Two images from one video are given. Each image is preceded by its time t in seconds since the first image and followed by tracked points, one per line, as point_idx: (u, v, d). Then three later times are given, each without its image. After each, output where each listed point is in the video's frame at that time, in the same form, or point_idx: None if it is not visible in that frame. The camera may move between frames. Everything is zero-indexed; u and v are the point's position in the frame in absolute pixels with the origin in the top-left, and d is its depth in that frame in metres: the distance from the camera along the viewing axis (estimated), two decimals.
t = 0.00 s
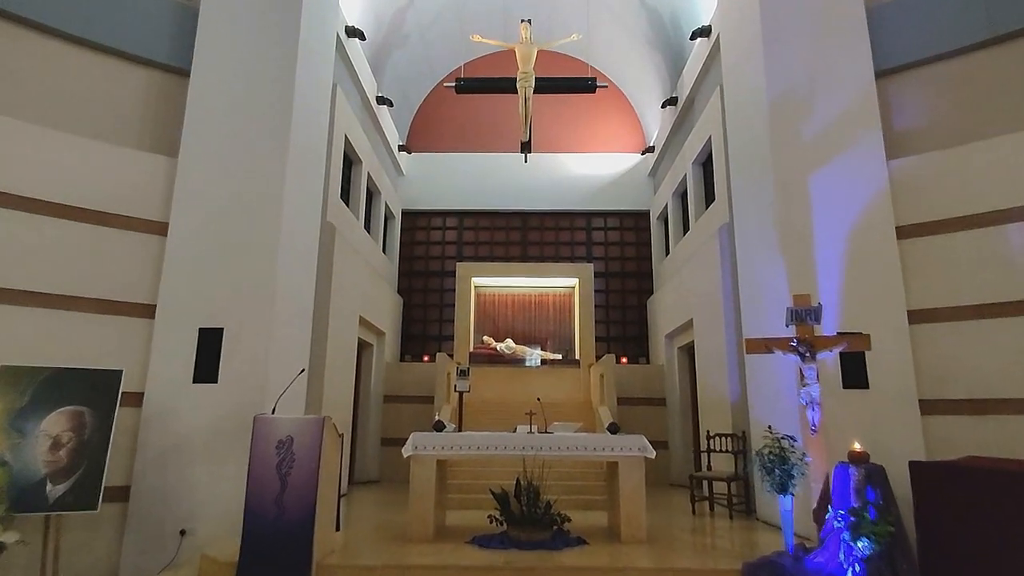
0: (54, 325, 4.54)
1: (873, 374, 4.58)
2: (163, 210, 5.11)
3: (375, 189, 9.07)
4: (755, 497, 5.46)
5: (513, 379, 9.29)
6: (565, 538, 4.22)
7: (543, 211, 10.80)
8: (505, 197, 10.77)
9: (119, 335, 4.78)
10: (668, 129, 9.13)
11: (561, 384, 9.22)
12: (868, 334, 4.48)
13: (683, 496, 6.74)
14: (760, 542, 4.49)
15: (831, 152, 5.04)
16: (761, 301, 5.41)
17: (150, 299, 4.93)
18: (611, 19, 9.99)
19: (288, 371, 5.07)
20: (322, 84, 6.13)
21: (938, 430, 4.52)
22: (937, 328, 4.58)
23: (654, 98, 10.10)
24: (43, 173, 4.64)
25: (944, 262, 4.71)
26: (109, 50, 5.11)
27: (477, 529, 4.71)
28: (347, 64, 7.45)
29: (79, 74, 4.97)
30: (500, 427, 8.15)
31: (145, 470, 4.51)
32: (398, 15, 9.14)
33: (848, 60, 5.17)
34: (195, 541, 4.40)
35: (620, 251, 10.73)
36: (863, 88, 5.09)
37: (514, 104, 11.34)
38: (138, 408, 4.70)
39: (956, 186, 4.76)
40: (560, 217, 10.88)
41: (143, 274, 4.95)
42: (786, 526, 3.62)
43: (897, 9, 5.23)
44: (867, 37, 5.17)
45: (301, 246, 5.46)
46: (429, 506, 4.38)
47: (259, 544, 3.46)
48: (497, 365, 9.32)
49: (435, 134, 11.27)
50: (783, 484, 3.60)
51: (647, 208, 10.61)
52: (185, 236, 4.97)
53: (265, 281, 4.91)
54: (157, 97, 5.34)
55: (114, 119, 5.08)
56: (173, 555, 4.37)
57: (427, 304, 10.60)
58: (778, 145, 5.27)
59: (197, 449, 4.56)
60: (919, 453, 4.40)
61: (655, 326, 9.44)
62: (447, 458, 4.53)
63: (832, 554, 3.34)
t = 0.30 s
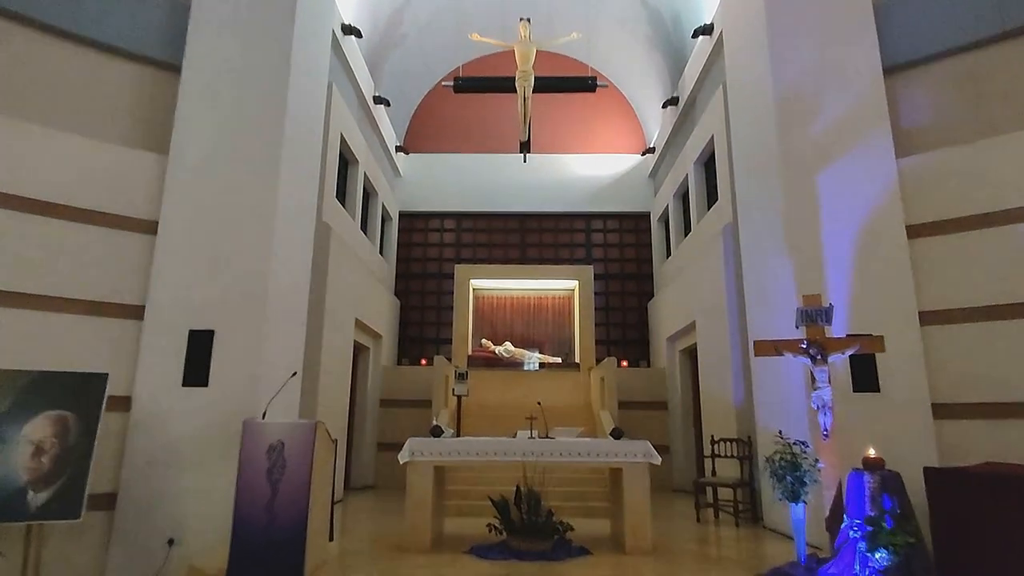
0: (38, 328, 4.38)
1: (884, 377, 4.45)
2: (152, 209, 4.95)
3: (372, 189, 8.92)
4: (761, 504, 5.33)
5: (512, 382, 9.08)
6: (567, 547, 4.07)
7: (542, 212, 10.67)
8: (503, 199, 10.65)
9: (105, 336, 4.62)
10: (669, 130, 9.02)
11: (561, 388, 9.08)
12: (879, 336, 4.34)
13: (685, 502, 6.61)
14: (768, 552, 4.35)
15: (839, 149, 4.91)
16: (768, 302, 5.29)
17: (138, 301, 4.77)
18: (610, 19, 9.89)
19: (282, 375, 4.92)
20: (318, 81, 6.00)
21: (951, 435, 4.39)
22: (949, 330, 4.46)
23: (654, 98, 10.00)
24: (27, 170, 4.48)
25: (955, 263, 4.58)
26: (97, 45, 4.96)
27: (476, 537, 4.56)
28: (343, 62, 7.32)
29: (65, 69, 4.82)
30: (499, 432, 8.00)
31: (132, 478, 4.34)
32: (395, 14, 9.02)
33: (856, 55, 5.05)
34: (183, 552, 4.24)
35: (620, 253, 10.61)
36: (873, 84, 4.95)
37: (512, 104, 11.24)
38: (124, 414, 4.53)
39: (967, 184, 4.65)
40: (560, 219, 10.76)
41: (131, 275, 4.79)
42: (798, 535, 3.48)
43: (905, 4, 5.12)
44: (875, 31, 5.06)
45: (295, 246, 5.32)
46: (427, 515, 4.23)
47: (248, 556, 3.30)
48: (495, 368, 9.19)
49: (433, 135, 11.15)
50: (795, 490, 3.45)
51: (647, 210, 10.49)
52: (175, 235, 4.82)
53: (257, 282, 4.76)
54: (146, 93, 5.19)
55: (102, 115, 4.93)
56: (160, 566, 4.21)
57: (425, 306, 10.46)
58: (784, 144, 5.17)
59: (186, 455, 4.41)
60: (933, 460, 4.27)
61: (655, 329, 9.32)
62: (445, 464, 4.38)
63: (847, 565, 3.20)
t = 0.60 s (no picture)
0: (25, 327, 4.24)
1: (895, 377, 4.33)
2: (144, 205, 4.83)
3: (370, 187, 8.79)
4: (768, 505, 5.20)
5: (513, 383, 8.96)
6: (571, 552, 3.94)
7: (543, 211, 10.55)
8: (503, 197, 10.52)
9: (94, 335, 4.48)
10: (671, 127, 8.90)
11: (562, 388, 8.95)
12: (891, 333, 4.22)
13: (690, 504, 6.49)
14: (777, 555, 4.23)
15: (847, 142, 4.78)
16: (775, 300, 5.17)
17: (129, 298, 4.65)
18: (611, 14, 9.77)
19: (277, 375, 4.80)
20: (314, 75, 5.88)
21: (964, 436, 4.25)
22: (962, 328, 4.34)
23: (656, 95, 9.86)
24: (14, 165, 4.35)
25: (965, 257, 4.42)
26: (87, 37, 4.83)
27: (477, 541, 4.44)
28: (340, 57, 7.21)
29: (54, 61, 4.68)
30: (500, 433, 7.88)
31: (122, 480, 4.22)
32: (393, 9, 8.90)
33: (861, 46, 4.89)
34: (174, 557, 4.13)
35: (621, 252, 10.48)
36: (882, 74, 4.80)
37: (512, 102, 11.12)
38: (115, 414, 4.41)
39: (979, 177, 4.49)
40: (560, 217, 10.63)
41: (122, 272, 4.66)
42: (810, 539, 3.35)
43: None
44: (879, 22, 4.89)
45: (290, 243, 5.19)
46: (426, 518, 4.10)
47: (239, 563, 3.18)
48: (496, 369, 9.05)
49: (432, 133, 11.05)
50: (807, 492, 3.33)
51: (649, 208, 10.36)
52: (167, 232, 4.70)
53: (251, 280, 4.65)
54: (138, 86, 5.05)
55: (91, 107, 4.79)
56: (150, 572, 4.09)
57: (424, 306, 10.34)
58: (791, 137, 5.07)
59: (178, 457, 4.29)
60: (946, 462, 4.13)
61: (658, 329, 9.20)
62: (444, 466, 4.26)
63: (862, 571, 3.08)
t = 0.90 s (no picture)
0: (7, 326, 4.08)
1: (910, 376, 4.16)
2: (133, 200, 4.68)
3: (368, 185, 8.64)
4: (777, 509, 5.04)
5: (514, 384, 8.82)
6: (574, 559, 3.78)
7: (544, 209, 10.40)
8: (504, 196, 10.38)
9: (80, 335, 4.33)
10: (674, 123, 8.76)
11: (563, 389, 8.79)
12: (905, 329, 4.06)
13: (695, 508, 6.33)
14: (787, 561, 4.08)
15: (859, 133, 4.65)
16: (783, 296, 5.02)
17: (116, 297, 4.49)
18: (613, 9, 9.63)
19: (270, 375, 4.66)
20: (309, 68, 5.74)
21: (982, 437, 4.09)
22: (979, 325, 4.18)
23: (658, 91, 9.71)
24: None
25: (983, 252, 4.25)
26: (72, 27, 4.66)
27: (476, 547, 4.29)
28: (336, 52, 7.08)
29: (39, 52, 4.52)
30: (501, 435, 7.73)
31: (108, 485, 4.07)
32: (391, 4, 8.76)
33: (873, 36, 4.79)
34: (162, 565, 3.99)
35: (624, 251, 10.33)
36: (894, 65, 4.70)
37: (513, 99, 10.98)
38: (101, 417, 4.26)
39: (997, 169, 4.32)
40: (562, 216, 10.47)
41: (110, 270, 4.51)
42: (825, 546, 3.19)
43: None
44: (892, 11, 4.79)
45: (283, 240, 5.04)
46: (424, 524, 3.95)
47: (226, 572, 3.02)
48: (496, 369, 8.92)
49: (432, 131, 10.92)
50: (823, 496, 3.17)
51: (652, 206, 10.21)
52: (156, 229, 4.55)
53: (243, 278, 4.50)
54: (126, 79, 4.88)
55: (77, 100, 4.62)
56: None
57: (424, 307, 10.19)
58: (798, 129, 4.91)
59: (166, 461, 4.14)
60: (964, 464, 3.97)
61: (661, 329, 9.04)
62: (442, 469, 4.11)
63: None
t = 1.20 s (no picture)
0: None
1: (922, 376, 4.02)
2: (121, 197, 4.55)
3: (366, 184, 8.52)
4: (784, 513, 4.91)
5: (513, 386, 8.69)
6: (576, 567, 3.65)
7: (544, 209, 10.27)
8: (503, 195, 10.26)
9: (67, 336, 4.20)
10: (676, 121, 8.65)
11: (563, 391, 8.66)
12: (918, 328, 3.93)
13: (698, 512, 6.20)
14: (796, 567, 3.95)
15: (867, 127, 4.53)
16: (788, 295, 4.90)
17: (104, 297, 4.36)
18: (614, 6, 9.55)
19: (262, 377, 4.54)
20: (304, 63, 5.63)
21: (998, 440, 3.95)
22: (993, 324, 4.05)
23: (659, 89, 9.62)
24: None
25: (997, 249, 4.12)
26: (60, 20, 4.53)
27: (475, 554, 4.16)
28: (332, 48, 6.98)
29: (25, 45, 4.39)
30: (500, 438, 7.58)
31: (94, 491, 3.94)
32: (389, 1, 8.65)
33: (881, 28, 4.67)
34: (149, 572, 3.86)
35: (624, 251, 10.21)
36: (902, 56, 4.56)
37: (512, 99, 10.87)
38: (88, 421, 4.12)
39: (1009, 163, 4.20)
40: (562, 216, 10.35)
41: (97, 269, 4.37)
42: (838, 554, 3.05)
43: None
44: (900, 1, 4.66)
45: (277, 238, 4.92)
46: (420, 530, 3.82)
47: None
48: (496, 371, 8.80)
49: (430, 131, 10.81)
50: (834, 501, 3.04)
51: (653, 206, 10.10)
52: (146, 227, 4.43)
53: (235, 277, 4.39)
54: (116, 73, 4.75)
55: (63, 94, 4.49)
56: None
57: (423, 308, 10.06)
58: (805, 123, 4.82)
59: (154, 466, 4.01)
60: (979, 468, 3.83)
61: (663, 330, 8.91)
62: (439, 474, 3.98)
63: None
